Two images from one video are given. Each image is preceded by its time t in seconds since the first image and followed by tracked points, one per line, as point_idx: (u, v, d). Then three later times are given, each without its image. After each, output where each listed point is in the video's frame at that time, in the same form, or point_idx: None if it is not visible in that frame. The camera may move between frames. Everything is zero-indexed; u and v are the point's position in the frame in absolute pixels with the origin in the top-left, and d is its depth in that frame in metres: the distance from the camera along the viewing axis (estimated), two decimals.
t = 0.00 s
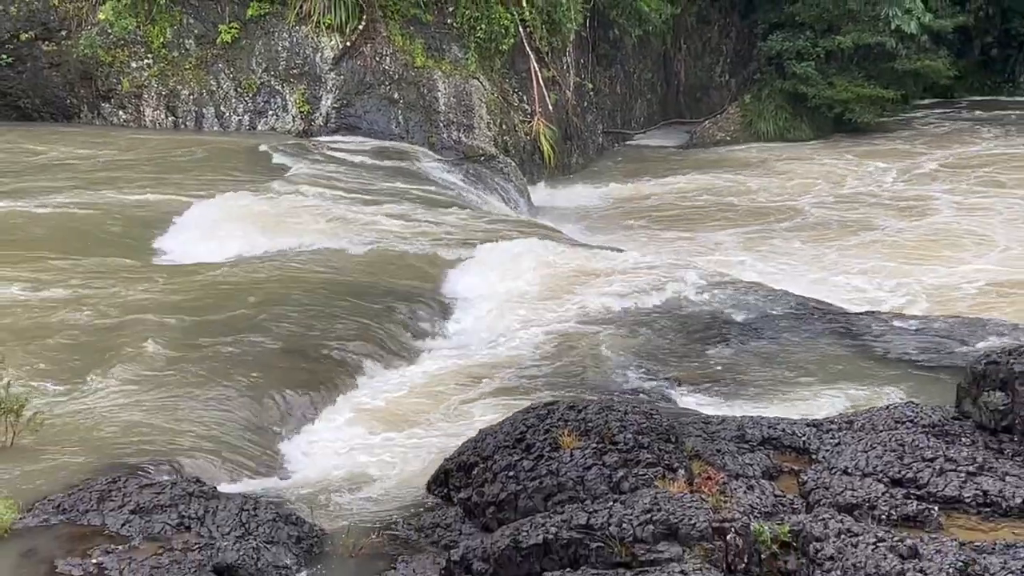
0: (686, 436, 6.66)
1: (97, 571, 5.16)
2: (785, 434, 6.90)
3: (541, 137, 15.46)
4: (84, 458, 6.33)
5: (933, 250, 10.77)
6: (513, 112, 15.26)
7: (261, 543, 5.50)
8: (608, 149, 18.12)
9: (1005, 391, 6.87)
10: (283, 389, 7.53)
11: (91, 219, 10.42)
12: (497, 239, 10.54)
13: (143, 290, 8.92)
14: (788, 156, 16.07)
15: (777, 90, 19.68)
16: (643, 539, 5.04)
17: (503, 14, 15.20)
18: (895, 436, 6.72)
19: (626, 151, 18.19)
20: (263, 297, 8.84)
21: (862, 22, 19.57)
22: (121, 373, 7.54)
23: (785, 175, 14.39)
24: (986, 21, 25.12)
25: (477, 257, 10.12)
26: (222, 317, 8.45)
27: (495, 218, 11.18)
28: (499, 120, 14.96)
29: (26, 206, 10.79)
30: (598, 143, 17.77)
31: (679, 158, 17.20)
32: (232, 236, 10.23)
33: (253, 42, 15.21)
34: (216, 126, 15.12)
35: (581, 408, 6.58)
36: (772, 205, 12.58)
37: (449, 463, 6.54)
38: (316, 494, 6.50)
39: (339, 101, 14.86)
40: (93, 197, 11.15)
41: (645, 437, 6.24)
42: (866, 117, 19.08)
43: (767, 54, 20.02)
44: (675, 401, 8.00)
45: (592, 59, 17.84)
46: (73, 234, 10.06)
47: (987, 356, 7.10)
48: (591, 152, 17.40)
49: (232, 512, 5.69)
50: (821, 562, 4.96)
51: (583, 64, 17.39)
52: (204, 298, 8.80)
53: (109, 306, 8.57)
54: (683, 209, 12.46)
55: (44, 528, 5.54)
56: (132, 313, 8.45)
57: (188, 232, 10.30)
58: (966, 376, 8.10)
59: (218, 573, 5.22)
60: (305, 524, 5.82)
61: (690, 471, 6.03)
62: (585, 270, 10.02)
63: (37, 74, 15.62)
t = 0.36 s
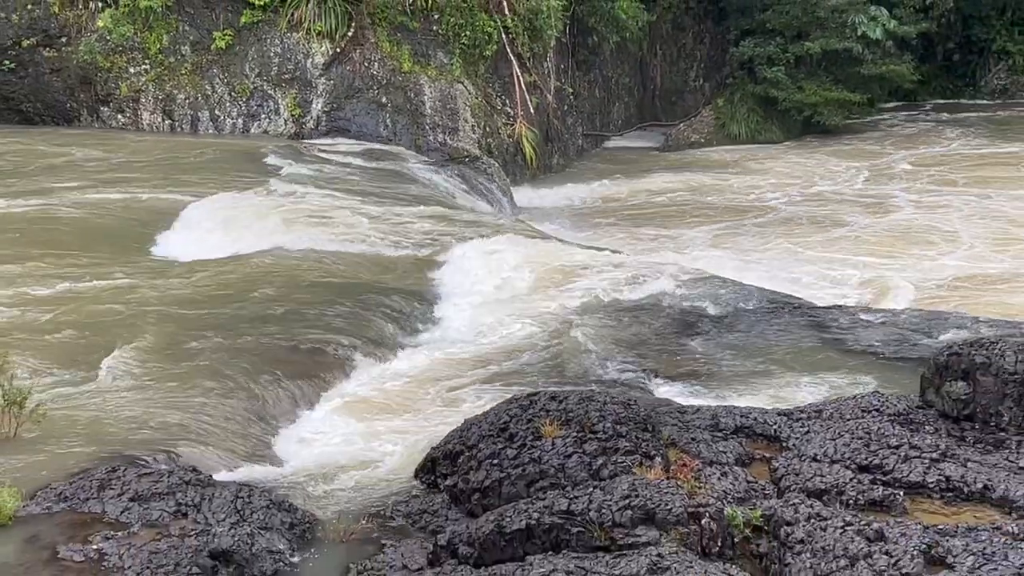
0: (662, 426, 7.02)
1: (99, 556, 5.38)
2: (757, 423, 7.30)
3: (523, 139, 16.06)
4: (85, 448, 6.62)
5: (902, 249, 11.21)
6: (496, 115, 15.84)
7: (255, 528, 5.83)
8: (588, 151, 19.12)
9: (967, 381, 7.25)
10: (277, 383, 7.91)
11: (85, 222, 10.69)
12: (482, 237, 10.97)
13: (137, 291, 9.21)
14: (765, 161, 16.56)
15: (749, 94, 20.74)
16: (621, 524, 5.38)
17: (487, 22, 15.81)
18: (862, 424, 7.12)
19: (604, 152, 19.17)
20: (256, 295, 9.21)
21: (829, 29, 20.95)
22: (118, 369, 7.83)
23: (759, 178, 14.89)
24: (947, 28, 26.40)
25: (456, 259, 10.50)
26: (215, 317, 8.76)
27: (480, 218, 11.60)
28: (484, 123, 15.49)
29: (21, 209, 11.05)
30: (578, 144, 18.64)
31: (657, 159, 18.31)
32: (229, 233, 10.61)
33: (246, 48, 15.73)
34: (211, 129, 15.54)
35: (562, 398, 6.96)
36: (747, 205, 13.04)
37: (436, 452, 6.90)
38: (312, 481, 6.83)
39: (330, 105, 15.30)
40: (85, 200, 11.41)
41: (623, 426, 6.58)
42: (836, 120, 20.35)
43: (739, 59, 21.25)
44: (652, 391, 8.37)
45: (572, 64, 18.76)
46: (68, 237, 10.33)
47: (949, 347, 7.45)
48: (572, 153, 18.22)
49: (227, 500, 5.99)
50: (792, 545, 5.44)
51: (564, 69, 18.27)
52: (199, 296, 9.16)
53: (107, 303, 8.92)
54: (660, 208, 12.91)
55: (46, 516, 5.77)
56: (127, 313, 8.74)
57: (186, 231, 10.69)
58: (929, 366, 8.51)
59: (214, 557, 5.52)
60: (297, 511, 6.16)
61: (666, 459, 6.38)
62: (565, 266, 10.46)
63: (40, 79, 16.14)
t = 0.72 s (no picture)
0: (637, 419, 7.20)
1: (91, 548, 5.64)
2: (729, 417, 7.52)
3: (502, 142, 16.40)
4: (78, 443, 6.87)
5: (870, 250, 11.57)
6: (476, 119, 16.14)
7: (244, 521, 6.05)
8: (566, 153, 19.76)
9: (931, 374, 7.47)
10: (265, 377, 8.18)
11: (74, 224, 10.91)
12: (463, 237, 11.30)
13: (126, 291, 9.45)
14: (740, 164, 16.96)
15: (721, 97, 21.61)
16: (599, 514, 5.61)
17: (467, 28, 16.12)
18: (831, 418, 7.34)
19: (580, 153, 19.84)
20: (243, 295, 9.49)
21: (797, 35, 21.39)
22: (109, 368, 8.07)
23: (733, 181, 15.29)
24: (912, 33, 27.18)
25: (435, 258, 10.76)
26: (203, 316, 9.01)
27: (461, 219, 11.93)
28: (463, 127, 15.75)
29: (10, 211, 11.26)
30: (556, 146, 19.16)
31: (635, 160, 18.86)
32: (218, 235, 10.89)
33: (233, 54, 16.07)
34: (199, 131, 15.80)
35: (541, 393, 7.29)
36: (720, 207, 13.41)
37: (419, 446, 7.19)
38: (299, 474, 7.09)
39: (315, 109, 15.70)
40: (73, 202, 11.62)
41: (601, 420, 6.84)
42: (803, 123, 20.96)
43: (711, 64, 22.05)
44: (628, 385, 8.67)
45: (550, 68, 19.36)
46: (57, 239, 10.56)
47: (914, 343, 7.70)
48: (550, 155, 18.77)
49: (216, 493, 6.25)
50: (762, 534, 5.65)
51: (541, 73, 18.82)
52: (188, 295, 9.43)
53: (97, 302, 9.17)
54: (636, 209, 13.28)
55: (38, 510, 6.02)
56: (117, 313, 8.98)
57: (176, 233, 10.95)
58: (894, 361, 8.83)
59: (203, 549, 5.73)
60: (283, 503, 6.41)
61: (641, 450, 6.50)
62: (543, 265, 10.79)
63: (31, 83, 16.34)
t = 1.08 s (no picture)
0: (610, 413, 7.52)
1: (83, 539, 5.88)
2: (699, 410, 7.94)
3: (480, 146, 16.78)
4: (71, 438, 7.15)
5: (835, 251, 12.00)
6: (455, 123, 16.44)
7: (231, 512, 6.39)
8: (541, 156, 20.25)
9: (893, 368, 7.86)
10: (251, 374, 8.50)
11: (64, 226, 11.23)
12: (443, 239, 11.66)
13: (115, 293, 9.73)
14: (711, 167, 17.42)
15: (691, 102, 22.26)
16: (574, 504, 5.91)
17: (446, 35, 16.36)
18: (797, 410, 7.67)
19: (555, 157, 20.34)
20: (228, 294, 9.82)
21: (764, 42, 22.27)
22: (101, 366, 8.37)
23: (706, 184, 15.72)
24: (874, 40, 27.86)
25: (417, 259, 11.11)
26: (190, 317, 9.31)
27: (442, 221, 12.29)
28: (443, 131, 16.02)
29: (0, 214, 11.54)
30: (532, 149, 19.49)
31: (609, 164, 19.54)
32: (206, 234, 11.24)
33: (219, 61, 16.46)
34: (186, 136, 16.21)
35: (518, 388, 7.61)
36: (693, 210, 13.82)
37: (401, 440, 7.54)
38: (285, 467, 7.42)
39: (298, 114, 15.97)
40: (60, 206, 11.88)
41: (576, 413, 7.15)
42: (770, 127, 21.71)
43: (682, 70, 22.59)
44: (602, 378, 9.01)
45: (527, 74, 19.84)
46: (47, 241, 10.85)
47: (877, 340, 8.12)
48: (527, 158, 19.13)
49: (204, 485, 6.59)
50: (732, 522, 6.03)
51: (519, 79, 19.20)
52: (176, 294, 9.76)
53: (88, 302, 9.49)
54: (611, 212, 13.70)
55: (32, 502, 6.27)
56: (106, 312, 9.28)
57: (166, 232, 11.32)
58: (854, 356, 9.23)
59: (192, 540, 6.04)
60: (270, 495, 6.76)
61: (615, 443, 6.89)
62: (521, 266, 11.17)
63: (24, 90, 16.87)
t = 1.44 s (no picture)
0: (585, 411, 7.66)
1: (64, 539, 5.96)
2: (672, 408, 8.03)
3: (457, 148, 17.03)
4: (52, 440, 7.23)
5: (804, 251, 12.22)
6: (431, 126, 16.74)
7: (211, 512, 6.51)
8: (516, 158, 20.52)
9: (863, 366, 8.04)
10: (230, 375, 8.62)
11: (44, 231, 11.28)
12: (420, 240, 11.83)
13: (94, 296, 9.80)
14: (685, 169, 17.64)
15: (664, 105, 22.50)
16: (550, 502, 6.04)
17: (422, 40, 16.80)
18: (768, 408, 7.83)
19: (530, 159, 20.61)
20: (208, 296, 9.92)
21: (735, 47, 22.40)
22: (81, 368, 8.45)
23: (680, 186, 15.94)
24: (842, 44, 28.14)
25: (396, 261, 11.27)
26: (170, 319, 9.41)
27: (419, 223, 12.45)
28: (419, 135, 16.35)
29: None
30: (508, 152, 19.71)
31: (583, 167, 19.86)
32: (186, 236, 11.34)
33: (198, 66, 16.56)
34: (165, 139, 16.26)
35: (495, 387, 7.77)
36: (666, 211, 14.03)
37: (378, 439, 7.65)
38: (262, 466, 7.54)
39: (277, 118, 16.11)
40: (39, 210, 11.91)
41: (551, 412, 7.31)
42: (741, 130, 22.01)
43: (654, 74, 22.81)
44: (576, 377, 9.16)
45: (502, 79, 20.14)
46: (26, 245, 10.89)
47: (846, 338, 8.30)
48: (503, 160, 19.35)
49: (184, 485, 6.68)
50: (705, 519, 6.10)
51: (494, 83, 19.50)
52: (156, 297, 9.85)
53: (67, 305, 9.56)
54: (586, 214, 13.90)
55: (13, 504, 6.36)
56: (86, 315, 9.36)
57: (146, 233, 11.41)
58: (825, 354, 9.41)
59: (172, 539, 6.17)
60: (248, 495, 6.85)
61: (590, 441, 7.07)
62: (497, 267, 11.33)
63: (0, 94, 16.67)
